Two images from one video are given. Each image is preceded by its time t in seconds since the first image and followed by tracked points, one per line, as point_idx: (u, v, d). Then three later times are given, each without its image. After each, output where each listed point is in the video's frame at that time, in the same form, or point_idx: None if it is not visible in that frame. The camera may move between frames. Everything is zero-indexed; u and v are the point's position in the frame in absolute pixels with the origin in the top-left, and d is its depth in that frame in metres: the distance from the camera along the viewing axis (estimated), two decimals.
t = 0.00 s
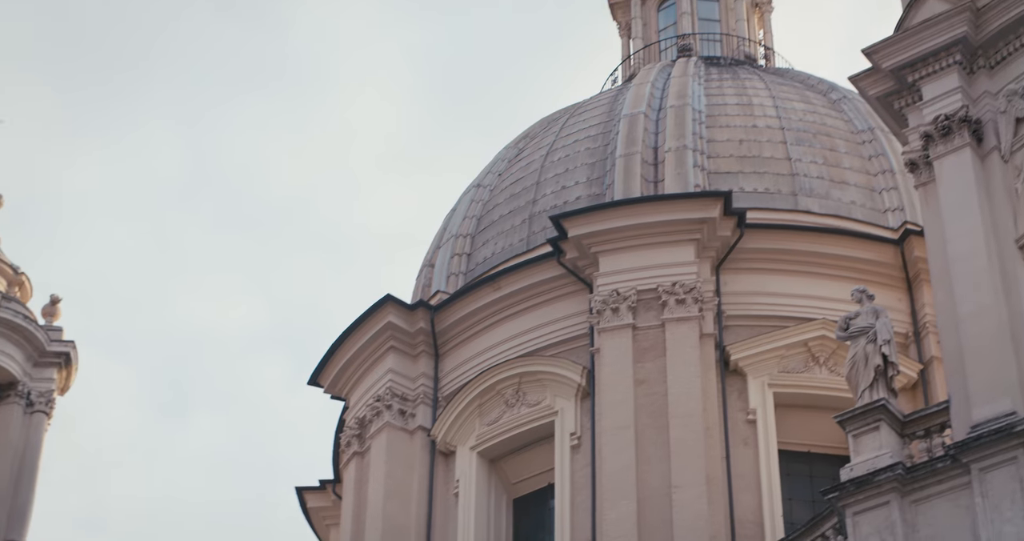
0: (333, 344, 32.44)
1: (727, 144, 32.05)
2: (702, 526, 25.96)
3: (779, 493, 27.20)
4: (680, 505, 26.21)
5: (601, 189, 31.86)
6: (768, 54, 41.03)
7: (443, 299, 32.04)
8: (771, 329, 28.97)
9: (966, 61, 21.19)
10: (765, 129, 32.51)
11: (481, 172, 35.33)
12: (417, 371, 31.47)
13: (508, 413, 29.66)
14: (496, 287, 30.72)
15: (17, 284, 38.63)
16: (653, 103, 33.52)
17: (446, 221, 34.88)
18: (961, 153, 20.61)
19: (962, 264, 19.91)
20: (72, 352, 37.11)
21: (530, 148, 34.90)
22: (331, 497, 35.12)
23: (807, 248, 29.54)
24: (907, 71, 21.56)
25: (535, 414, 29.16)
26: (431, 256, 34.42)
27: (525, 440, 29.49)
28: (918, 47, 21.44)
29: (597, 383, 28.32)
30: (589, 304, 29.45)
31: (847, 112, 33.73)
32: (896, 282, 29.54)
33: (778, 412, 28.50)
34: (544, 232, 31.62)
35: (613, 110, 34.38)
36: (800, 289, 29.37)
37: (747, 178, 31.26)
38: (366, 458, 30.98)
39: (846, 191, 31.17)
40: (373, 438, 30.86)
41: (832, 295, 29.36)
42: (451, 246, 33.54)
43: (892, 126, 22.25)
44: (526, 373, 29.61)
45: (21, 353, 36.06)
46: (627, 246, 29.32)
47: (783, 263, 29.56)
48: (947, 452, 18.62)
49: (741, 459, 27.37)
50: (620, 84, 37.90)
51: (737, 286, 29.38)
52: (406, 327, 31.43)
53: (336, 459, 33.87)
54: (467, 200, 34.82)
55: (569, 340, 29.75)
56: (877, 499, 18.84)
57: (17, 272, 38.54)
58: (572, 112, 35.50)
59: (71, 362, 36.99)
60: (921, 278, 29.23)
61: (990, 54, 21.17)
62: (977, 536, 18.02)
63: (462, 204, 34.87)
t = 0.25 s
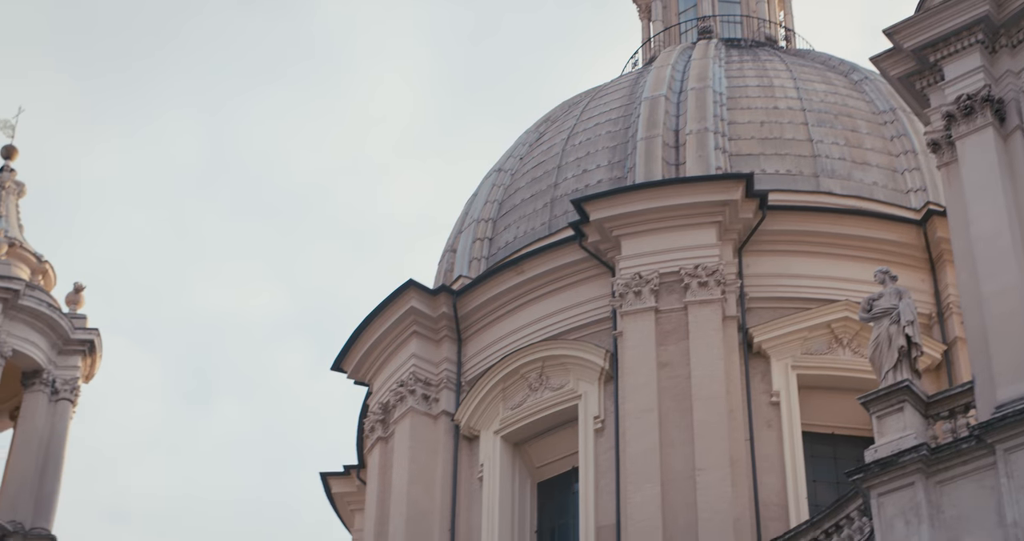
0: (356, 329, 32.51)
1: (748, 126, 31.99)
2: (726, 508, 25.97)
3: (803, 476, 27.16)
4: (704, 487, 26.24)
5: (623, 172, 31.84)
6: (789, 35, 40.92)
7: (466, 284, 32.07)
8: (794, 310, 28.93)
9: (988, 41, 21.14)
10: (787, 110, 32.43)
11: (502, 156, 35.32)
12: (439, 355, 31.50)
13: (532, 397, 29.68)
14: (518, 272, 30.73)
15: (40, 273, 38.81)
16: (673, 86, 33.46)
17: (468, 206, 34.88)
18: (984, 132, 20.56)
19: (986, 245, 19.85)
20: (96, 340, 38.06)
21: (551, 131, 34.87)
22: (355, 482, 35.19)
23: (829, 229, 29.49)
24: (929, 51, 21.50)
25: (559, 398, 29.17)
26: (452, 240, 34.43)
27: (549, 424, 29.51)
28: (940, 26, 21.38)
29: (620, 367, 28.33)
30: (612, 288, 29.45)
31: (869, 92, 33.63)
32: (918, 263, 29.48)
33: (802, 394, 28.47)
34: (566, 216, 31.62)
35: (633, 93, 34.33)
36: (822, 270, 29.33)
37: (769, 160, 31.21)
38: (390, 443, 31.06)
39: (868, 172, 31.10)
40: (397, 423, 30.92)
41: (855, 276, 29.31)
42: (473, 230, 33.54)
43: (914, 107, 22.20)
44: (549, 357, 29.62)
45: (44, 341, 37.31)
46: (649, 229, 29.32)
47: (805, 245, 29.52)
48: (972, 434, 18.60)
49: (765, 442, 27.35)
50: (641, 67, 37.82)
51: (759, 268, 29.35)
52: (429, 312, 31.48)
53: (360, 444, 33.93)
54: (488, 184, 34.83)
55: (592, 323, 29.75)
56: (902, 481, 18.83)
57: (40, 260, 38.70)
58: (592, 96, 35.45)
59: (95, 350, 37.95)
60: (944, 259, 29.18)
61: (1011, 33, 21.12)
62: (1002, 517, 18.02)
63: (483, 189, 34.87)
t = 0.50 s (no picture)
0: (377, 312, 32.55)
1: (768, 106, 31.92)
2: (749, 489, 25.99)
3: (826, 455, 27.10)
4: (727, 468, 26.25)
5: (642, 153, 31.81)
6: (808, 14, 40.80)
7: (487, 266, 32.07)
8: (815, 290, 28.88)
9: (1008, 18, 21.05)
10: (807, 90, 32.35)
11: (522, 138, 35.30)
12: (461, 337, 31.54)
13: (553, 379, 29.69)
14: (539, 254, 30.73)
15: (63, 259, 38.95)
16: (693, 66, 33.39)
17: (488, 188, 34.88)
18: (1006, 110, 20.48)
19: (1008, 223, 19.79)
20: (119, 325, 38.18)
21: (571, 113, 34.83)
22: (378, 465, 35.29)
23: (850, 208, 29.43)
24: (949, 29, 21.43)
25: (580, 379, 29.19)
26: (473, 223, 34.44)
27: (571, 406, 29.53)
28: (961, 4, 21.30)
29: (642, 348, 28.33)
30: (633, 269, 29.44)
31: (889, 71, 33.52)
32: (940, 242, 29.39)
33: (824, 373, 28.42)
34: (586, 197, 31.61)
35: (653, 74, 34.27)
36: (844, 250, 29.28)
37: (789, 140, 31.15)
38: (412, 426, 31.11)
39: (889, 151, 31.03)
40: (419, 406, 30.98)
41: (876, 256, 29.25)
42: (494, 213, 33.54)
43: (935, 85, 22.13)
44: (570, 338, 29.62)
45: (67, 326, 37.45)
46: (669, 210, 29.30)
47: (826, 224, 29.47)
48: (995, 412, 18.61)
49: (788, 422, 27.31)
50: (660, 47, 37.74)
51: (780, 248, 29.31)
52: (450, 295, 31.50)
53: (382, 428, 33.99)
54: (508, 166, 34.81)
55: (613, 305, 29.75)
56: (924, 460, 18.80)
57: (62, 247, 38.85)
58: (612, 77, 35.40)
59: (117, 335, 38.09)
60: (965, 238, 29.10)
61: None
62: None
63: (503, 171, 34.86)
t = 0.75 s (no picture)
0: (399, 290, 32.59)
1: (788, 80, 31.84)
2: (771, 463, 26.00)
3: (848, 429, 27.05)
4: (749, 443, 26.27)
5: (662, 129, 31.77)
6: None
7: (507, 243, 32.08)
8: (836, 265, 28.84)
9: None
10: (827, 64, 32.25)
11: (542, 115, 35.27)
12: (483, 315, 31.56)
13: (575, 356, 29.70)
14: (560, 230, 30.72)
15: (84, 239, 39.03)
16: (712, 41, 33.30)
17: (508, 165, 34.87)
18: None
19: None
20: (140, 305, 38.42)
21: (590, 89, 34.78)
22: (401, 443, 35.38)
23: (871, 182, 29.36)
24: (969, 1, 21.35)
25: (602, 356, 29.21)
26: (493, 200, 34.44)
27: (593, 382, 29.55)
28: None
29: (663, 324, 28.34)
30: (654, 245, 29.44)
31: (909, 44, 33.40)
32: (962, 215, 29.30)
33: (846, 348, 28.37)
34: (607, 173, 31.59)
35: (672, 49, 34.19)
36: (865, 224, 29.22)
37: (809, 114, 31.07)
38: (434, 403, 31.17)
39: (910, 125, 30.94)
40: (441, 383, 31.04)
41: (898, 229, 29.19)
42: (514, 190, 33.53)
43: (956, 58, 22.07)
44: (592, 315, 29.62)
45: (88, 306, 37.59)
46: (690, 186, 29.29)
47: (848, 199, 29.42)
48: (1018, 386, 18.64)
49: (810, 397, 27.27)
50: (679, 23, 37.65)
51: (801, 223, 29.26)
52: (471, 272, 31.52)
53: (404, 405, 34.06)
54: (528, 143, 34.80)
55: (634, 281, 29.75)
56: (947, 434, 18.84)
57: (84, 227, 38.93)
58: (631, 53, 35.33)
59: (139, 315, 38.32)
60: (987, 211, 29.01)
61: None
62: None
63: (523, 148, 34.85)
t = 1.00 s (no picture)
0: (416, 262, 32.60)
1: (804, 49, 31.71)
2: (789, 434, 26.03)
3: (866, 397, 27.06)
4: (767, 413, 26.30)
5: (679, 99, 31.71)
6: None
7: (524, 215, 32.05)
8: (854, 234, 28.79)
9: None
10: (844, 33, 32.10)
11: (558, 86, 35.19)
12: (500, 287, 31.55)
13: (593, 327, 29.69)
14: (576, 202, 30.69)
15: (101, 214, 39.07)
16: (729, 11, 33.17)
17: (524, 137, 34.82)
18: None
19: None
20: (159, 280, 38.41)
21: (607, 60, 34.67)
22: (420, 415, 35.45)
23: (888, 151, 29.28)
24: None
25: (619, 327, 29.21)
26: (510, 172, 34.40)
27: (611, 353, 29.56)
28: None
29: (681, 294, 28.33)
30: (671, 215, 29.41)
31: (927, 12, 33.23)
32: (979, 183, 29.21)
33: (863, 317, 28.34)
34: (623, 144, 31.55)
35: (688, 19, 34.07)
36: (883, 193, 29.15)
37: (826, 84, 30.97)
38: (452, 375, 31.22)
39: (927, 93, 30.83)
40: (459, 355, 31.08)
41: (915, 198, 29.11)
42: (530, 161, 33.48)
43: (973, 25, 21.98)
44: (609, 286, 29.64)
45: (106, 281, 37.61)
46: (706, 157, 29.26)
47: (865, 168, 29.33)
48: None
49: (828, 367, 27.24)
50: None
51: (819, 192, 29.19)
52: (488, 245, 31.50)
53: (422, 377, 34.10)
54: (544, 114, 34.73)
55: (652, 252, 29.72)
56: (966, 403, 18.87)
57: (101, 201, 38.98)
58: (647, 23, 35.21)
59: (158, 289, 38.32)
60: (1005, 179, 28.92)
61: None
62: None
63: (540, 119, 34.79)
